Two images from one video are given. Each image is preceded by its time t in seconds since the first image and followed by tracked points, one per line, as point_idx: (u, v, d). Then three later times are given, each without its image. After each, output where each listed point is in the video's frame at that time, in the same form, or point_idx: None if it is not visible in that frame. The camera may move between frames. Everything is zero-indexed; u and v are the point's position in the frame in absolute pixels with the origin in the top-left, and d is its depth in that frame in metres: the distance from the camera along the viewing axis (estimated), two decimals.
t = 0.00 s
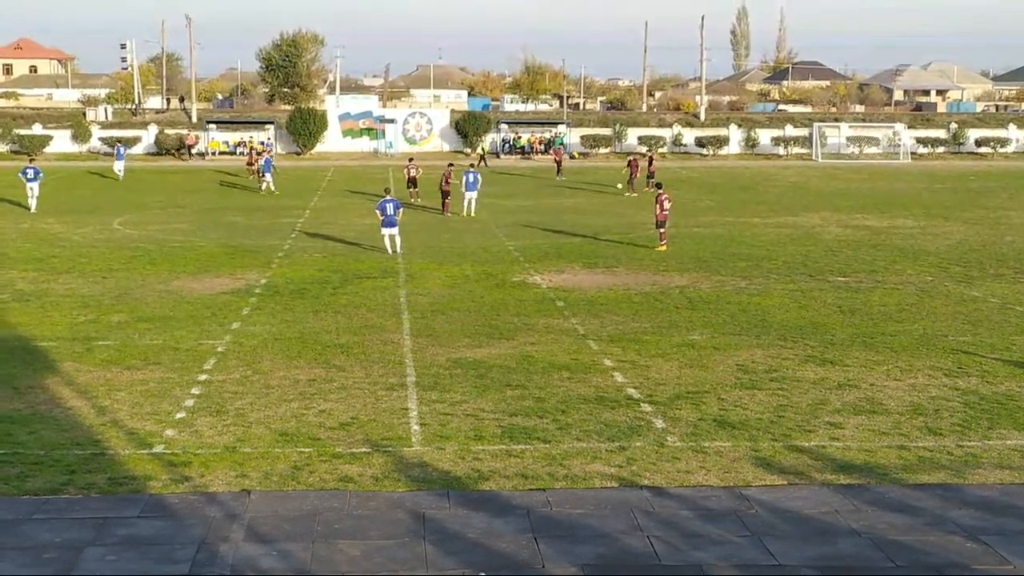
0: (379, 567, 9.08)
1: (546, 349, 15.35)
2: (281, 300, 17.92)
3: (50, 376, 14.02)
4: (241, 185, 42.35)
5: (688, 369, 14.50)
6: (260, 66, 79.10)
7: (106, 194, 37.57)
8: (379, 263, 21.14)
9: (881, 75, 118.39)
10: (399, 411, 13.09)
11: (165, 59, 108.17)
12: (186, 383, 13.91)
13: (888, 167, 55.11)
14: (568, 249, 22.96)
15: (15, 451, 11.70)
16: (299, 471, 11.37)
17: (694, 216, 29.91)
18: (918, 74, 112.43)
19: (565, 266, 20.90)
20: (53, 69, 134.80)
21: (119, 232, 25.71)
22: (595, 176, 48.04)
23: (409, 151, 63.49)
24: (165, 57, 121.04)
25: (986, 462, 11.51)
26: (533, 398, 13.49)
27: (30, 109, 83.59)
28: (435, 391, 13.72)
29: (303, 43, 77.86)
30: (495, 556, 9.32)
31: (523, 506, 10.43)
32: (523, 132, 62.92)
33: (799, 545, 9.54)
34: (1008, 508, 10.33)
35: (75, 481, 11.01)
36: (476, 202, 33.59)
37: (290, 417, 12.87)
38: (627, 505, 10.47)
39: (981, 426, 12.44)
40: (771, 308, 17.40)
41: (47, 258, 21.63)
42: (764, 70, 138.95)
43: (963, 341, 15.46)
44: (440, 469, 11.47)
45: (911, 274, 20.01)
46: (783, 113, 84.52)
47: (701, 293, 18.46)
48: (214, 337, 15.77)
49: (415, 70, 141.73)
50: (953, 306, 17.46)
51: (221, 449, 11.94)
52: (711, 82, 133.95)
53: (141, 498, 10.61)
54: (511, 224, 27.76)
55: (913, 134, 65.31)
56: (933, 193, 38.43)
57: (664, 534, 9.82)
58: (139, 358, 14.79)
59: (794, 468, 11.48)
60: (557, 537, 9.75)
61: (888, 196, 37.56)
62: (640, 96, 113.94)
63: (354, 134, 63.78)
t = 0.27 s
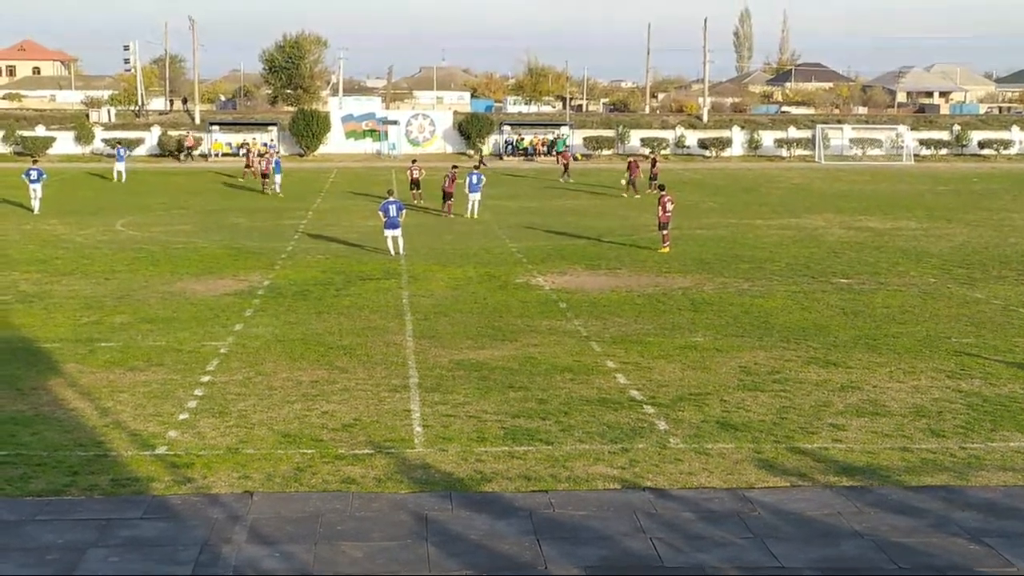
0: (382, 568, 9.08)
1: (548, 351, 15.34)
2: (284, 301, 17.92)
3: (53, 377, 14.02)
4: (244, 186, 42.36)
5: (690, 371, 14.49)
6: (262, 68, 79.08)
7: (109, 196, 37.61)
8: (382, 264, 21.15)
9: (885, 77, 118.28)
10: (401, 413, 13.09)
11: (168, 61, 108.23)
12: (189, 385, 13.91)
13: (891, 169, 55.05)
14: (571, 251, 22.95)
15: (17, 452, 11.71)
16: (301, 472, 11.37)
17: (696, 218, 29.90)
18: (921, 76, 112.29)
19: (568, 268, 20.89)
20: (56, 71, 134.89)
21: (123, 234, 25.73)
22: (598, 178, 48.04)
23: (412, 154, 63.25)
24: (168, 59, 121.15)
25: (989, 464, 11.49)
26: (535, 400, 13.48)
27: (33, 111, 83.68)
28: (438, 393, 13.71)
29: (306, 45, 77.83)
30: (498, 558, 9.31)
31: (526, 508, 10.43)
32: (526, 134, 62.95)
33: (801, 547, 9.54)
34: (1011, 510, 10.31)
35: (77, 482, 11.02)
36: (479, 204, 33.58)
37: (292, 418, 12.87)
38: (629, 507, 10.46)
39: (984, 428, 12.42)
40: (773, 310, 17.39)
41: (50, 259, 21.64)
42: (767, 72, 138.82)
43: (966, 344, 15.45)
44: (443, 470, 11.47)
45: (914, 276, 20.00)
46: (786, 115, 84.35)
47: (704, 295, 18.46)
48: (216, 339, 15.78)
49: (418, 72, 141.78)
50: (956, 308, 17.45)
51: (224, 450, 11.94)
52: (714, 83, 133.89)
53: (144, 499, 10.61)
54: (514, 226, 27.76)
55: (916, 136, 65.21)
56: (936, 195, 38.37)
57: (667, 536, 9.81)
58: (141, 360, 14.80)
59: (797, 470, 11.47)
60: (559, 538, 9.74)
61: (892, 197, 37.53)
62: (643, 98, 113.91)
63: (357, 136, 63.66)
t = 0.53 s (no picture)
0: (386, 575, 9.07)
1: (553, 357, 15.35)
2: (288, 308, 17.92)
3: (58, 383, 14.03)
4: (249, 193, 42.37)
5: (694, 378, 14.49)
6: (267, 74, 79.19)
7: (114, 201, 37.67)
8: (386, 271, 21.15)
9: (889, 84, 118.36)
10: (406, 419, 13.09)
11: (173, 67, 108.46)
12: (194, 391, 13.91)
13: (895, 176, 55.06)
14: (575, 258, 22.95)
15: (21, 459, 11.71)
16: (305, 479, 11.36)
17: (699, 224, 29.88)
18: (925, 83, 112.33)
19: (572, 274, 20.90)
20: (61, 77, 135.19)
21: (127, 240, 25.76)
22: (602, 185, 48.06)
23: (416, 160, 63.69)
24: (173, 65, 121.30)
25: (993, 471, 11.48)
26: (540, 407, 13.49)
27: (38, 117, 83.88)
28: (442, 399, 13.71)
29: (311, 51, 77.87)
30: (503, 565, 9.30)
31: (530, 515, 10.43)
32: (530, 140, 62.99)
33: (806, 555, 9.52)
34: (1017, 518, 10.29)
35: (81, 489, 11.02)
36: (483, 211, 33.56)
37: (297, 425, 12.87)
38: (633, 514, 10.45)
39: (988, 436, 12.41)
40: (778, 317, 17.39)
41: (55, 265, 21.65)
42: (771, 79, 138.89)
43: (970, 351, 15.44)
44: (447, 477, 11.47)
45: (918, 283, 20.00)
46: (790, 121, 84.21)
47: (707, 301, 18.46)
48: (221, 345, 15.78)
49: (422, 78, 142.07)
50: (960, 315, 17.44)
51: (228, 457, 11.94)
52: (719, 90, 134.02)
53: (148, 506, 10.61)
54: (518, 233, 27.77)
55: (921, 144, 65.14)
56: (941, 203, 38.34)
57: (671, 543, 9.80)
58: (145, 366, 14.80)
59: (801, 477, 11.46)
60: (564, 546, 9.74)
61: (897, 205, 37.45)
62: (647, 105, 113.87)
63: (361, 142, 63.56)
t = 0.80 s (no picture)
0: None
1: (558, 367, 15.35)
2: (293, 316, 17.94)
3: (63, 392, 14.05)
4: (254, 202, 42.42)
5: (699, 387, 14.48)
6: (272, 84, 79.27)
7: (119, 211, 37.73)
8: (391, 280, 21.15)
9: (894, 93, 118.35)
10: (410, 429, 13.09)
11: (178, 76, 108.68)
12: (199, 400, 13.93)
13: (900, 185, 54.99)
14: (579, 266, 22.95)
15: (26, 468, 11.72)
16: (310, 488, 11.37)
17: (704, 234, 29.88)
18: (930, 93, 112.29)
19: (576, 283, 20.90)
20: (67, 86, 135.46)
21: (132, 249, 25.80)
22: (606, 194, 48.07)
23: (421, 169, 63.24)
24: (178, 75, 121.59)
25: (998, 481, 11.47)
26: (545, 416, 13.49)
27: (44, 126, 84.05)
28: (446, 409, 13.71)
29: (316, 61, 77.95)
30: (507, 573, 9.30)
31: (534, 523, 10.43)
32: (535, 149, 63.03)
33: (811, 564, 9.51)
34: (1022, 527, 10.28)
35: (86, 497, 11.03)
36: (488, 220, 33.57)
37: (302, 434, 12.88)
38: (638, 523, 10.44)
39: (994, 445, 12.40)
40: (783, 326, 17.39)
41: (60, 274, 21.69)
42: (776, 88, 138.89)
43: (975, 360, 15.44)
44: (451, 486, 11.47)
45: (924, 293, 19.99)
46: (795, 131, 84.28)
47: (712, 310, 18.46)
48: (226, 353, 15.80)
49: (427, 87, 142.25)
50: (966, 324, 17.43)
51: (232, 466, 11.95)
52: (723, 99, 134.03)
53: (153, 514, 10.62)
54: (523, 242, 27.77)
55: (926, 153, 65.14)
56: (946, 213, 38.28)
57: (675, 552, 9.80)
58: (150, 375, 14.82)
59: (806, 486, 11.45)
60: (568, 554, 9.73)
61: (901, 214, 37.43)
62: (652, 114, 113.88)
63: (366, 151, 63.64)
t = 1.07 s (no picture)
0: None
1: (562, 364, 15.35)
2: (297, 314, 17.95)
3: (68, 390, 14.06)
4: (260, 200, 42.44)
5: (704, 386, 14.47)
6: (277, 82, 79.30)
7: (124, 209, 37.73)
8: (395, 278, 21.16)
9: (899, 91, 118.25)
10: (415, 426, 13.10)
11: (183, 75, 108.76)
12: (204, 398, 13.93)
13: (905, 183, 54.94)
14: (584, 265, 22.94)
15: (32, 466, 11.73)
16: (314, 486, 11.37)
17: (709, 232, 29.87)
18: (935, 91, 112.19)
19: (581, 282, 20.90)
20: (72, 84, 135.51)
21: (137, 247, 25.80)
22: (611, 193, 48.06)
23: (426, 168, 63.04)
24: (183, 73, 121.59)
25: (1004, 479, 11.46)
26: (549, 414, 13.49)
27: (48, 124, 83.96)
28: (451, 406, 13.71)
29: (321, 59, 77.95)
30: (512, 572, 9.30)
31: (539, 522, 10.43)
32: (539, 148, 62.99)
33: (815, 563, 9.51)
34: None
35: (91, 495, 11.03)
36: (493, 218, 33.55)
37: (306, 432, 12.88)
38: (642, 521, 10.45)
39: (999, 443, 12.38)
40: (788, 325, 17.37)
41: (65, 272, 21.70)
42: (781, 85, 138.82)
43: (980, 358, 15.43)
44: (456, 484, 11.47)
45: (928, 291, 19.98)
46: (800, 129, 84.25)
47: (717, 309, 18.46)
48: (230, 352, 15.81)
49: (431, 85, 142.22)
50: (970, 322, 17.41)
51: (237, 464, 11.95)
52: (728, 98, 133.94)
53: (158, 512, 10.62)
54: (528, 240, 27.77)
55: (931, 151, 65.11)
56: (951, 210, 38.24)
57: (681, 550, 9.80)
58: (155, 373, 14.83)
59: (811, 484, 11.45)
60: (573, 553, 9.74)
61: (907, 212, 37.38)
62: (657, 113, 113.73)
63: (370, 150, 63.81)
